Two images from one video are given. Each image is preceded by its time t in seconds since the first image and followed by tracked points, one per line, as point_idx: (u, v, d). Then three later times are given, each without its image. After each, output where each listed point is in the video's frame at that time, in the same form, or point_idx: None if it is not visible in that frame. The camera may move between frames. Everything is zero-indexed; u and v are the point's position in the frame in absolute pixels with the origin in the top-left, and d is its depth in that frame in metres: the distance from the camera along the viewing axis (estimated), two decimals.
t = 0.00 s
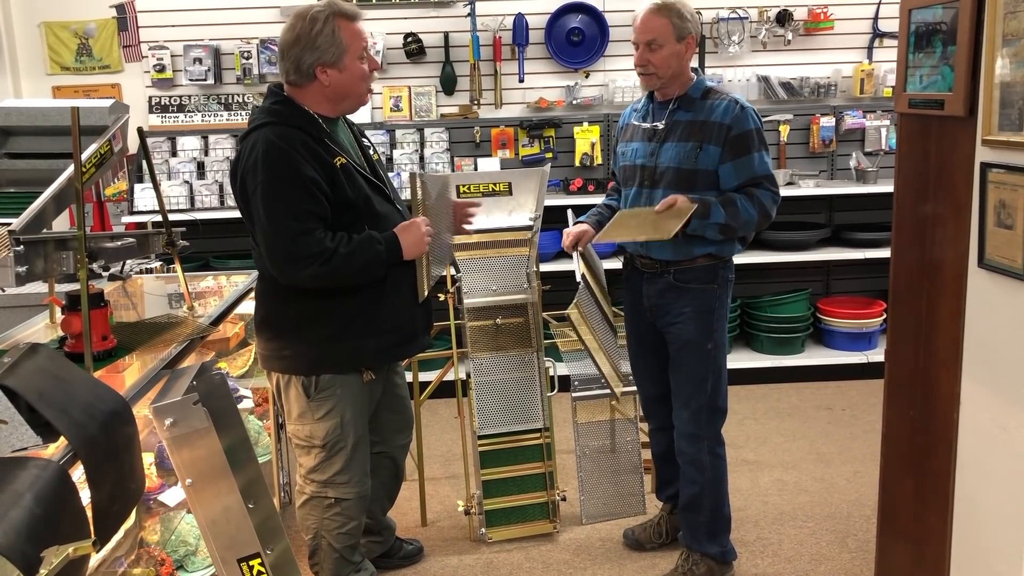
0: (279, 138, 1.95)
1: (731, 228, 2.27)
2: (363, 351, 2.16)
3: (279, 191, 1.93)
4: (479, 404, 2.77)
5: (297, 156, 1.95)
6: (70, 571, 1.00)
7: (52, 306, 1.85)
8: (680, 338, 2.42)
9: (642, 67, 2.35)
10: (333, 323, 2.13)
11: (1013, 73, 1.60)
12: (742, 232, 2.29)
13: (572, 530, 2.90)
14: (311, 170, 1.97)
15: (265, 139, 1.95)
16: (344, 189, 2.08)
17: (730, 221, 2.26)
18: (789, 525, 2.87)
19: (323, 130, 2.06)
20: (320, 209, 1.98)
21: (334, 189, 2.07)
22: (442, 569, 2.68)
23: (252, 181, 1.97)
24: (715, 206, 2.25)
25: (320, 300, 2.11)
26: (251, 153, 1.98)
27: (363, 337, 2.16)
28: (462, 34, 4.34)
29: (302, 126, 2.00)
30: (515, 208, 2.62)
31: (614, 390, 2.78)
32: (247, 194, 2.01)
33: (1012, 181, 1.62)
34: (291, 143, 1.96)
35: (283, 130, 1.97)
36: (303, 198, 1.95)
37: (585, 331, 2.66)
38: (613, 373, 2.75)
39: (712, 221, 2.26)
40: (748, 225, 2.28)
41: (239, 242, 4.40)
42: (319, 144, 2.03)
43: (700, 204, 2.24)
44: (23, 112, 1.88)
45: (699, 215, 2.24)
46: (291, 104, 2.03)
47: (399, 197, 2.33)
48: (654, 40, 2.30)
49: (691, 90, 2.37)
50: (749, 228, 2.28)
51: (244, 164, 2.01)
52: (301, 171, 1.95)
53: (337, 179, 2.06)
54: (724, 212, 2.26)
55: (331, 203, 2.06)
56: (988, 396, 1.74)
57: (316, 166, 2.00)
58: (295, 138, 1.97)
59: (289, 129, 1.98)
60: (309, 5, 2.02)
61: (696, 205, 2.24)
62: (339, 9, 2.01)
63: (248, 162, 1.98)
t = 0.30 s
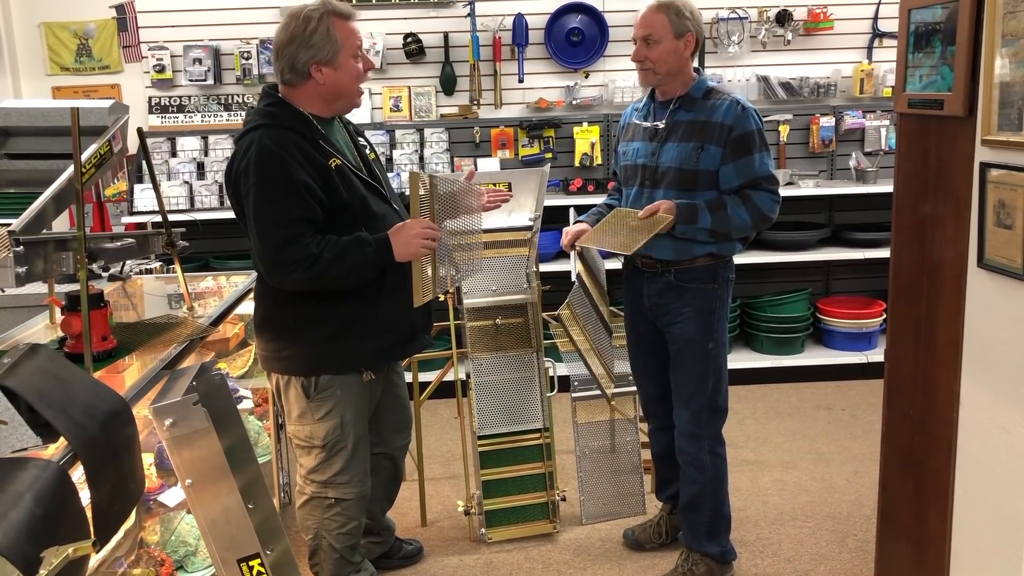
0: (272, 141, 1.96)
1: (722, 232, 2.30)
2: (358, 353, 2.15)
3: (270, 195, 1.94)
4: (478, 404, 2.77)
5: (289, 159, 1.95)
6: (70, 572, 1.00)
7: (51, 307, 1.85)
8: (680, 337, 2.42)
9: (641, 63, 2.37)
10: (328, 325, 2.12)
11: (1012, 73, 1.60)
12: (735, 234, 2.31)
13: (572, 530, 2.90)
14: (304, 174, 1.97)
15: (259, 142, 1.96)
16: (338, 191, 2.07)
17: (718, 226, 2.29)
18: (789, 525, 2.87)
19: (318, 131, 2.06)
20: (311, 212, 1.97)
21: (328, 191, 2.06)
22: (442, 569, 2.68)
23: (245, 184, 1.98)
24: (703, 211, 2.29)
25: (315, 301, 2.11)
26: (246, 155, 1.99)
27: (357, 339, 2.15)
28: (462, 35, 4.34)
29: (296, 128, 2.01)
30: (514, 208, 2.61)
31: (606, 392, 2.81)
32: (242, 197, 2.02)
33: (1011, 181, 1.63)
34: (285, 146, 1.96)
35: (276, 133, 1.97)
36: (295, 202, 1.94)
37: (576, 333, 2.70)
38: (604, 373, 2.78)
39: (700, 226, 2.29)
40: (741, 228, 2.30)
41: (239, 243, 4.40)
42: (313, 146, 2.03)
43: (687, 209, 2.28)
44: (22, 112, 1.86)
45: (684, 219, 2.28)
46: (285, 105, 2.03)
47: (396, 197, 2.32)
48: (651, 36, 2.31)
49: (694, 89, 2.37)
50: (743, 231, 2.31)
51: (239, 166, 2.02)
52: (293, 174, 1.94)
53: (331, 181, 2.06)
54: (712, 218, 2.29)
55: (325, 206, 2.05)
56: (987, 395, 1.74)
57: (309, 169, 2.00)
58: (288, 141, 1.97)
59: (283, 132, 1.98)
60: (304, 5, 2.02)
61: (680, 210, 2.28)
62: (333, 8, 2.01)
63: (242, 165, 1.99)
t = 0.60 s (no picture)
0: (269, 141, 1.96)
1: (717, 227, 2.29)
2: (359, 351, 2.16)
3: (270, 194, 1.94)
4: (477, 404, 2.77)
5: (288, 158, 1.95)
6: (70, 572, 1.00)
7: (51, 307, 1.85)
8: (679, 336, 2.42)
9: (636, 63, 2.37)
10: (330, 324, 2.12)
11: (1012, 74, 1.61)
12: (729, 230, 2.30)
13: (572, 531, 2.90)
14: (302, 172, 1.97)
15: (256, 142, 1.96)
16: (336, 190, 2.08)
17: (713, 221, 2.28)
18: (789, 525, 2.87)
19: (313, 130, 2.06)
20: (312, 210, 1.98)
21: (326, 190, 2.07)
22: (442, 569, 2.68)
23: (244, 185, 1.98)
24: (697, 206, 2.28)
25: (317, 300, 2.11)
26: (243, 155, 1.99)
27: (359, 337, 2.15)
28: (461, 35, 4.35)
29: (292, 128, 2.01)
30: (513, 210, 2.56)
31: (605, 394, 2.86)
32: (240, 198, 2.02)
33: (1011, 181, 1.63)
34: (282, 145, 1.96)
35: (273, 133, 1.97)
36: (295, 200, 1.94)
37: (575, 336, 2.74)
38: (603, 376, 2.82)
39: (694, 222, 2.29)
40: (735, 222, 2.29)
41: (239, 243, 4.40)
42: (310, 145, 2.03)
43: (681, 206, 2.28)
44: (22, 113, 1.86)
45: (679, 216, 2.28)
46: (281, 106, 2.03)
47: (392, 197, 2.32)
48: (648, 37, 2.32)
49: (682, 90, 2.37)
50: (737, 225, 2.30)
51: (236, 168, 2.02)
52: (292, 173, 1.95)
53: (329, 180, 2.06)
54: (706, 213, 2.29)
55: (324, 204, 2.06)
56: (987, 395, 1.74)
57: (307, 168, 2.00)
58: (285, 140, 1.97)
59: (280, 131, 1.98)
60: (302, 6, 2.02)
61: (674, 206, 2.27)
62: (332, 10, 2.02)
63: (239, 166, 1.99)
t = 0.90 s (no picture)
0: (268, 142, 1.96)
1: (706, 222, 2.30)
2: (359, 351, 2.16)
3: (270, 194, 1.94)
4: (476, 405, 2.77)
5: (287, 159, 1.96)
6: (70, 572, 1.00)
7: (51, 308, 1.86)
8: (679, 334, 2.42)
9: (636, 64, 2.38)
10: (332, 323, 2.13)
11: (1010, 74, 1.61)
12: (719, 224, 2.29)
13: (572, 531, 2.91)
14: (302, 173, 1.97)
15: (255, 143, 1.96)
16: (335, 190, 2.08)
17: (702, 214, 2.29)
18: (788, 525, 2.87)
19: (313, 132, 2.06)
20: (312, 210, 1.98)
21: (326, 191, 2.07)
22: (442, 569, 2.69)
23: (244, 186, 1.98)
24: (686, 200, 2.29)
25: (318, 300, 2.11)
26: (243, 157, 1.99)
27: (360, 337, 2.15)
28: (461, 36, 4.35)
29: (292, 130, 2.01)
30: (513, 211, 2.59)
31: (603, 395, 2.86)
32: (240, 199, 2.03)
33: (1009, 181, 1.63)
34: (281, 147, 1.97)
35: (273, 134, 1.98)
36: (294, 200, 1.95)
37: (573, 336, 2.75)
38: (603, 376, 2.84)
39: (684, 215, 2.30)
40: (723, 216, 2.28)
41: (239, 244, 4.40)
42: (310, 147, 2.03)
43: (670, 199, 2.30)
44: (21, 114, 1.86)
45: (668, 209, 2.30)
46: (280, 107, 2.02)
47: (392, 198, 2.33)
48: (649, 39, 2.34)
49: (677, 88, 2.38)
50: (726, 220, 2.29)
51: (235, 170, 2.02)
52: (292, 173, 1.95)
53: (328, 181, 2.06)
54: (695, 207, 2.29)
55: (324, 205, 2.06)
56: (987, 395, 1.74)
57: (306, 168, 2.01)
58: (285, 141, 1.98)
59: (279, 133, 1.98)
60: (309, 8, 2.02)
61: (663, 200, 2.29)
62: (338, 13, 2.02)
63: (239, 167, 2.00)
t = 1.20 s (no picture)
0: (267, 144, 1.96)
1: (714, 218, 2.31)
2: (361, 351, 2.16)
3: (269, 197, 1.94)
4: (475, 406, 2.77)
5: (287, 161, 1.96)
6: (70, 573, 1.00)
7: (51, 309, 1.86)
8: (683, 328, 2.43)
9: (639, 64, 2.38)
10: (334, 323, 2.12)
11: (1009, 75, 1.61)
12: (727, 220, 2.31)
13: (572, 531, 2.91)
14: (302, 175, 1.97)
15: (255, 146, 1.96)
16: (336, 191, 2.08)
17: (711, 211, 2.29)
18: (788, 526, 2.87)
19: (313, 133, 2.06)
20: (312, 211, 1.98)
21: (326, 191, 2.07)
22: (442, 569, 2.69)
23: (244, 189, 1.98)
24: (695, 197, 2.29)
25: (318, 301, 2.11)
26: (243, 159, 1.99)
27: (362, 337, 2.15)
28: (460, 37, 4.35)
29: (292, 131, 2.01)
30: (512, 210, 2.61)
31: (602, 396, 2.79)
32: (241, 202, 2.03)
33: (1008, 181, 1.63)
34: (281, 149, 1.96)
35: (272, 137, 1.98)
36: (294, 202, 1.95)
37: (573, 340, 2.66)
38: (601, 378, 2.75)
39: (693, 213, 2.30)
40: (732, 212, 2.30)
41: (238, 244, 4.40)
42: (310, 148, 2.03)
43: (680, 195, 2.30)
44: (21, 115, 1.86)
45: (677, 206, 2.29)
46: (280, 108, 2.02)
47: (393, 197, 2.33)
48: (651, 39, 2.34)
49: (679, 88, 2.38)
50: (735, 216, 2.30)
51: (236, 172, 2.02)
52: (291, 175, 1.95)
53: (328, 182, 2.06)
54: (704, 204, 2.29)
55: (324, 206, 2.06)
56: (986, 395, 1.74)
57: (306, 170, 2.01)
58: (284, 144, 1.98)
59: (279, 135, 1.98)
60: (298, 7, 2.01)
61: (673, 197, 2.29)
62: (329, 10, 2.02)
63: (239, 170, 1.99)
